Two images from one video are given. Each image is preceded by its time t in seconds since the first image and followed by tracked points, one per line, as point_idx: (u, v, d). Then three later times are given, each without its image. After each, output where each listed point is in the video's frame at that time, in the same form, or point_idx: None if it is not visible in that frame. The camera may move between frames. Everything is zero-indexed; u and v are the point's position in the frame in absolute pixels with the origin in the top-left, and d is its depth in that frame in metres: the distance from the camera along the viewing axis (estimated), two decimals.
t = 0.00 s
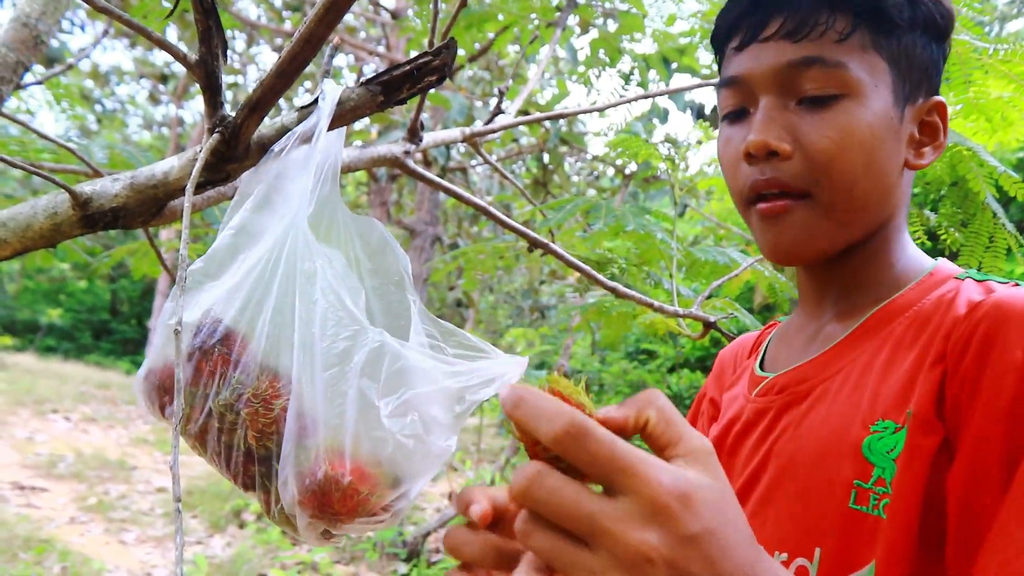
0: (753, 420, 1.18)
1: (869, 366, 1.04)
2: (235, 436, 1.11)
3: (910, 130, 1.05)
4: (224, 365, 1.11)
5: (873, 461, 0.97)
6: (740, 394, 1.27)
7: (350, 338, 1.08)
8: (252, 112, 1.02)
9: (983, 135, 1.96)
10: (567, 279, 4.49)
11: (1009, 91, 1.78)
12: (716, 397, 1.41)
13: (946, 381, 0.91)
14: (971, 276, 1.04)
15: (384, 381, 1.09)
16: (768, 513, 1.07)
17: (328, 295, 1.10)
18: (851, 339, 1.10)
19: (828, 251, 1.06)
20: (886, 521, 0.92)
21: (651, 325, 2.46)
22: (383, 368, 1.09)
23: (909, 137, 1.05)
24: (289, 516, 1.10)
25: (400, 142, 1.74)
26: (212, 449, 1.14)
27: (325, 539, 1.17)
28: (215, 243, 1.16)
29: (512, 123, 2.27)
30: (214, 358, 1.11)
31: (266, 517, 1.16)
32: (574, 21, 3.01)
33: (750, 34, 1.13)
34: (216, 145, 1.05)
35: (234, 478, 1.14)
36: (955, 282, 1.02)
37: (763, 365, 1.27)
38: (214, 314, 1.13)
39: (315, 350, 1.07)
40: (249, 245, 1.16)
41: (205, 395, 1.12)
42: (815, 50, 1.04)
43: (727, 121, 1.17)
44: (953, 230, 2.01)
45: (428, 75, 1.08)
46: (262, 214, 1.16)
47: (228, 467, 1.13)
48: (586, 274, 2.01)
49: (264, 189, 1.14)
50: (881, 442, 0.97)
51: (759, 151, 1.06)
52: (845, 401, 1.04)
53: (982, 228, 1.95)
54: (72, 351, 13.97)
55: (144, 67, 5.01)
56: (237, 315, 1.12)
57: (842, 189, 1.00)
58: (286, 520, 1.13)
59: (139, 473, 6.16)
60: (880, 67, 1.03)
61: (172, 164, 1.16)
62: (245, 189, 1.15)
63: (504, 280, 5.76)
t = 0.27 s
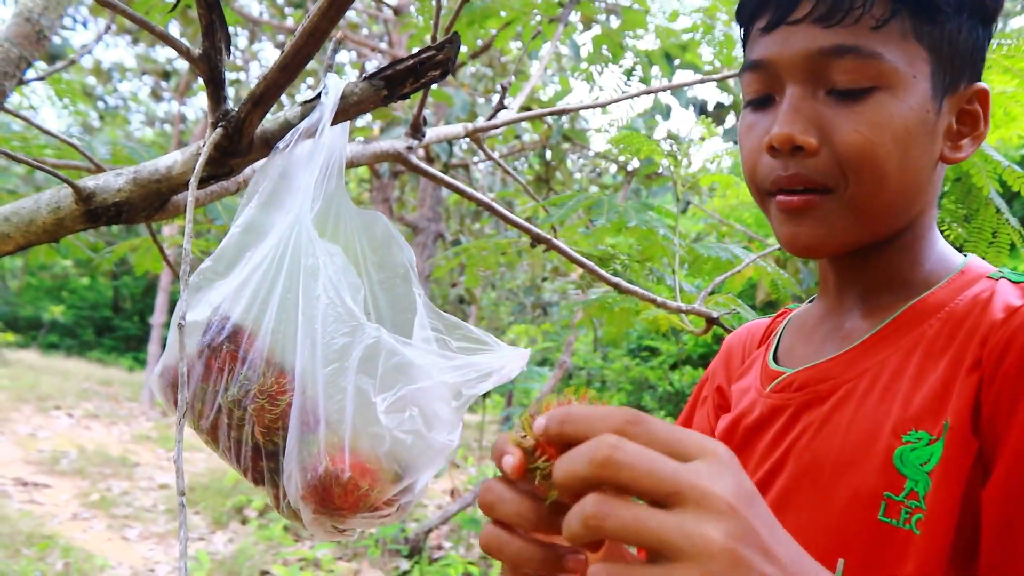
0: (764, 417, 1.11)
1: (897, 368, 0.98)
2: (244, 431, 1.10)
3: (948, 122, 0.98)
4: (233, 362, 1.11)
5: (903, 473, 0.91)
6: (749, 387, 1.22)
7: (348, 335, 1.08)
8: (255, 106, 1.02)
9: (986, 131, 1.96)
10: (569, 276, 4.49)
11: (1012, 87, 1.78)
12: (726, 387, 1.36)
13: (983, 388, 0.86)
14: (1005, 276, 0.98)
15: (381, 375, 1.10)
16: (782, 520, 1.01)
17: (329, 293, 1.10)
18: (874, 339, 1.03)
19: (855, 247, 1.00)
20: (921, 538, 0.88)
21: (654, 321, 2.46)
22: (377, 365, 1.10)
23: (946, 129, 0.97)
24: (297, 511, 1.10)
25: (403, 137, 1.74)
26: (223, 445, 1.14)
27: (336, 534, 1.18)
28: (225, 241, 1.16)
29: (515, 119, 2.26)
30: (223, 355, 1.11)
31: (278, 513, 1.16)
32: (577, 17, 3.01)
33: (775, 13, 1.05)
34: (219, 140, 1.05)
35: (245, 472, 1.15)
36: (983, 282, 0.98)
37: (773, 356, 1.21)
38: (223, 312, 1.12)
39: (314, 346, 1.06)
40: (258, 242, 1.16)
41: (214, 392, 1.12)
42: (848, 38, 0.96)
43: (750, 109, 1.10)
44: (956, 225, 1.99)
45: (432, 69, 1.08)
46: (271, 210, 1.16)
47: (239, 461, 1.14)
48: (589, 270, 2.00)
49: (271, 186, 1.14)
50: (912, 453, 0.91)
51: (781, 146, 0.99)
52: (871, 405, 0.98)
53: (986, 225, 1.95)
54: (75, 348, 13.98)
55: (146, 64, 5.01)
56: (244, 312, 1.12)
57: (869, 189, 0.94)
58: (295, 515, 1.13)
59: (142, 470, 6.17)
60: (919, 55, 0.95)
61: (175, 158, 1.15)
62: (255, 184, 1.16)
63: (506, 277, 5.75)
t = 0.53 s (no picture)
0: (774, 413, 1.09)
1: (918, 366, 0.94)
2: (250, 424, 1.11)
3: (966, 111, 0.93)
4: (236, 353, 1.10)
5: (927, 477, 0.88)
6: (754, 378, 1.18)
7: (369, 318, 1.10)
8: (258, 98, 1.01)
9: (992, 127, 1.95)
10: (571, 272, 4.49)
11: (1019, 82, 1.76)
12: (727, 376, 1.33)
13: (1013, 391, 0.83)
14: None
15: (406, 359, 1.15)
16: (797, 521, 0.99)
17: (343, 277, 1.10)
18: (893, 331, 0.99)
19: (861, 240, 0.98)
20: (943, 544, 0.85)
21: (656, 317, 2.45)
22: (402, 349, 1.14)
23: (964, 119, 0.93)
24: (310, 504, 1.12)
25: (405, 131, 1.73)
26: (225, 439, 1.14)
27: (343, 529, 1.19)
28: (222, 233, 1.15)
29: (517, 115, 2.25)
30: (226, 346, 1.10)
31: (283, 507, 1.17)
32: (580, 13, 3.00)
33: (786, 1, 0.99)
34: (222, 132, 1.04)
35: (249, 468, 1.14)
36: (1006, 278, 0.94)
37: (779, 351, 1.18)
38: (225, 301, 1.12)
39: (333, 331, 1.07)
40: (256, 233, 1.15)
41: (216, 384, 1.11)
42: (861, 28, 0.91)
43: (757, 97, 1.06)
44: (962, 222, 1.98)
45: (435, 62, 1.07)
46: (269, 200, 1.15)
47: (242, 456, 1.14)
48: (593, 265, 2.00)
49: (270, 175, 1.12)
50: (937, 456, 0.88)
51: (789, 141, 0.95)
52: (889, 405, 0.94)
53: (992, 220, 1.94)
54: (77, 343, 13.98)
55: (147, 59, 5.00)
56: (248, 303, 1.12)
57: (878, 186, 0.91)
58: (305, 508, 1.15)
59: (143, 466, 6.18)
60: (938, 45, 0.90)
61: (178, 150, 1.14)
62: (250, 176, 1.13)
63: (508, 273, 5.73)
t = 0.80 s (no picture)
0: (777, 401, 1.11)
1: (925, 351, 0.96)
2: (244, 411, 1.14)
3: (964, 98, 0.93)
4: (234, 339, 1.13)
5: (936, 461, 0.89)
6: (754, 364, 1.21)
7: (365, 309, 1.14)
8: (261, 87, 1.04)
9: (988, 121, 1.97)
10: (572, 265, 4.52)
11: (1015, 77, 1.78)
12: (719, 360, 1.36)
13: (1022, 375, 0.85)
14: None
15: (402, 349, 1.17)
16: (804, 506, 1.01)
17: (340, 266, 1.15)
18: (899, 319, 1.00)
19: (866, 234, 0.97)
20: (951, 528, 0.87)
21: (657, 308, 2.47)
22: (398, 340, 1.16)
23: (963, 106, 0.93)
24: (301, 492, 1.14)
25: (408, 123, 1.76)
26: (219, 425, 1.17)
27: (334, 517, 1.21)
28: (222, 220, 1.17)
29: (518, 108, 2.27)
30: (223, 332, 1.13)
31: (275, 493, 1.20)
32: (581, 7, 3.02)
33: None
34: (226, 120, 1.06)
35: (242, 454, 1.18)
36: (1011, 264, 0.95)
37: (781, 338, 1.20)
38: (223, 289, 1.15)
39: (328, 324, 1.11)
40: (256, 221, 1.18)
41: (212, 370, 1.14)
42: (858, 19, 0.92)
43: (752, 91, 1.07)
44: (960, 216, 2.00)
45: (438, 52, 1.09)
46: (269, 188, 1.18)
47: (236, 443, 1.17)
48: (592, 256, 2.02)
49: (271, 164, 1.15)
50: (944, 440, 0.89)
51: (785, 136, 0.96)
52: (895, 391, 0.96)
53: (986, 213, 1.97)
54: (80, 335, 14.04)
55: (151, 52, 5.02)
56: (246, 290, 1.15)
57: (878, 179, 0.91)
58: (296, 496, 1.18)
59: (146, 457, 6.22)
60: (931, 31, 0.91)
61: (182, 141, 1.17)
62: (252, 163, 1.14)
63: (509, 267, 5.76)
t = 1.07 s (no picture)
0: (769, 393, 1.08)
1: (917, 338, 0.93)
2: (244, 404, 1.11)
3: (951, 79, 0.89)
4: (234, 334, 1.10)
5: (930, 451, 0.86)
6: (747, 357, 1.18)
7: (355, 308, 1.09)
8: (261, 76, 1.00)
9: (994, 115, 1.94)
10: (571, 261, 4.48)
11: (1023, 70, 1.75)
12: (714, 355, 1.33)
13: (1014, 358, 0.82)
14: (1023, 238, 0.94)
15: (390, 350, 1.11)
16: (797, 500, 0.97)
17: (334, 262, 1.10)
18: (890, 306, 0.97)
19: (854, 218, 0.94)
20: (947, 519, 0.84)
21: (657, 302, 2.45)
22: (386, 340, 1.11)
23: (950, 88, 0.89)
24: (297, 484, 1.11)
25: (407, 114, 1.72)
26: (221, 417, 1.14)
27: (334, 507, 1.16)
28: (224, 212, 1.13)
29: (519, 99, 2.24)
30: (224, 327, 1.10)
31: (273, 483, 1.17)
32: None
33: None
34: (223, 110, 1.03)
35: (243, 445, 1.15)
36: (1006, 248, 0.92)
37: (773, 327, 1.17)
38: (224, 282, 1.11)
39: (321, 317, 1.07)
40: (256, 216, 1.13)
41: (213, 363, 1.12)
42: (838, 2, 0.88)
43: (734, 81, 1.03)
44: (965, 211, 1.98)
45: (438, 42, 1.07)
46: (272, 181, 1.14)
47: (236, 434, 1.14)
48: (592, 250, 1.99)
49: (273, 155, 1.11)
50: (939, 429, 0.86)
51: (769, 126, 0.92)
52: (887, 380, 0.93)
53: (992, 208, 1.94)
54: (75, 329, 13.97)
55: (146, 43, 4.97)
56: (246, 284, 1.11)
57: (865, 168, 0.87)
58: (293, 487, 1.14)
59: (141, 452, 6.18)
60: (915, 13, 0.87)
61: (180, 129, 1.13)
62: (255, 155, 1.11)
63: (508, 262, 5.72)
